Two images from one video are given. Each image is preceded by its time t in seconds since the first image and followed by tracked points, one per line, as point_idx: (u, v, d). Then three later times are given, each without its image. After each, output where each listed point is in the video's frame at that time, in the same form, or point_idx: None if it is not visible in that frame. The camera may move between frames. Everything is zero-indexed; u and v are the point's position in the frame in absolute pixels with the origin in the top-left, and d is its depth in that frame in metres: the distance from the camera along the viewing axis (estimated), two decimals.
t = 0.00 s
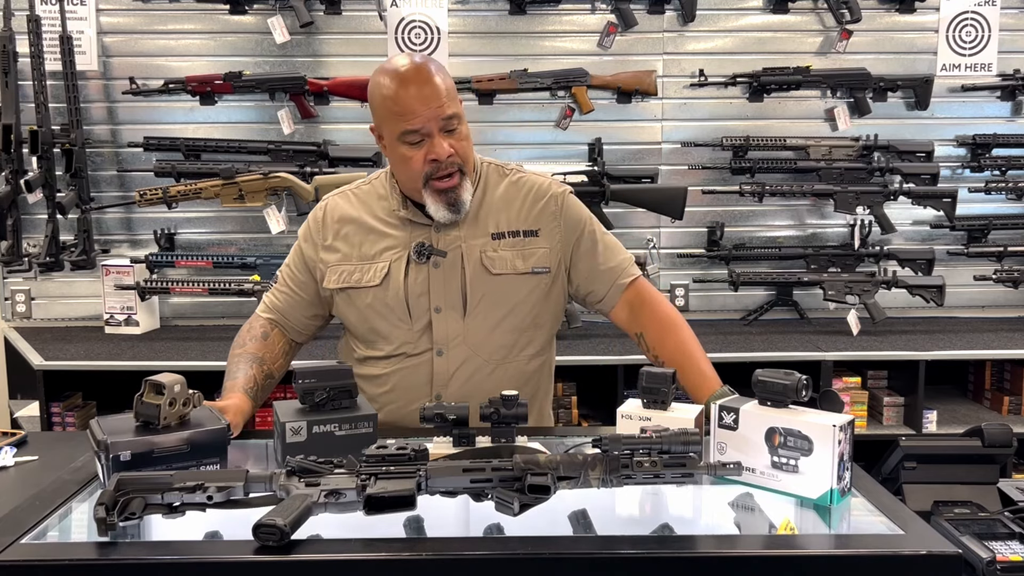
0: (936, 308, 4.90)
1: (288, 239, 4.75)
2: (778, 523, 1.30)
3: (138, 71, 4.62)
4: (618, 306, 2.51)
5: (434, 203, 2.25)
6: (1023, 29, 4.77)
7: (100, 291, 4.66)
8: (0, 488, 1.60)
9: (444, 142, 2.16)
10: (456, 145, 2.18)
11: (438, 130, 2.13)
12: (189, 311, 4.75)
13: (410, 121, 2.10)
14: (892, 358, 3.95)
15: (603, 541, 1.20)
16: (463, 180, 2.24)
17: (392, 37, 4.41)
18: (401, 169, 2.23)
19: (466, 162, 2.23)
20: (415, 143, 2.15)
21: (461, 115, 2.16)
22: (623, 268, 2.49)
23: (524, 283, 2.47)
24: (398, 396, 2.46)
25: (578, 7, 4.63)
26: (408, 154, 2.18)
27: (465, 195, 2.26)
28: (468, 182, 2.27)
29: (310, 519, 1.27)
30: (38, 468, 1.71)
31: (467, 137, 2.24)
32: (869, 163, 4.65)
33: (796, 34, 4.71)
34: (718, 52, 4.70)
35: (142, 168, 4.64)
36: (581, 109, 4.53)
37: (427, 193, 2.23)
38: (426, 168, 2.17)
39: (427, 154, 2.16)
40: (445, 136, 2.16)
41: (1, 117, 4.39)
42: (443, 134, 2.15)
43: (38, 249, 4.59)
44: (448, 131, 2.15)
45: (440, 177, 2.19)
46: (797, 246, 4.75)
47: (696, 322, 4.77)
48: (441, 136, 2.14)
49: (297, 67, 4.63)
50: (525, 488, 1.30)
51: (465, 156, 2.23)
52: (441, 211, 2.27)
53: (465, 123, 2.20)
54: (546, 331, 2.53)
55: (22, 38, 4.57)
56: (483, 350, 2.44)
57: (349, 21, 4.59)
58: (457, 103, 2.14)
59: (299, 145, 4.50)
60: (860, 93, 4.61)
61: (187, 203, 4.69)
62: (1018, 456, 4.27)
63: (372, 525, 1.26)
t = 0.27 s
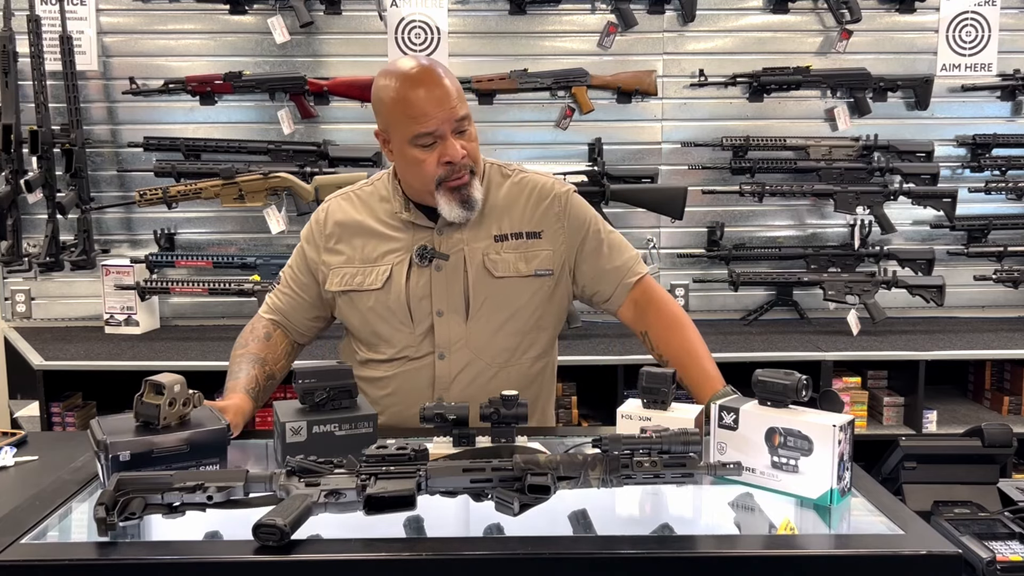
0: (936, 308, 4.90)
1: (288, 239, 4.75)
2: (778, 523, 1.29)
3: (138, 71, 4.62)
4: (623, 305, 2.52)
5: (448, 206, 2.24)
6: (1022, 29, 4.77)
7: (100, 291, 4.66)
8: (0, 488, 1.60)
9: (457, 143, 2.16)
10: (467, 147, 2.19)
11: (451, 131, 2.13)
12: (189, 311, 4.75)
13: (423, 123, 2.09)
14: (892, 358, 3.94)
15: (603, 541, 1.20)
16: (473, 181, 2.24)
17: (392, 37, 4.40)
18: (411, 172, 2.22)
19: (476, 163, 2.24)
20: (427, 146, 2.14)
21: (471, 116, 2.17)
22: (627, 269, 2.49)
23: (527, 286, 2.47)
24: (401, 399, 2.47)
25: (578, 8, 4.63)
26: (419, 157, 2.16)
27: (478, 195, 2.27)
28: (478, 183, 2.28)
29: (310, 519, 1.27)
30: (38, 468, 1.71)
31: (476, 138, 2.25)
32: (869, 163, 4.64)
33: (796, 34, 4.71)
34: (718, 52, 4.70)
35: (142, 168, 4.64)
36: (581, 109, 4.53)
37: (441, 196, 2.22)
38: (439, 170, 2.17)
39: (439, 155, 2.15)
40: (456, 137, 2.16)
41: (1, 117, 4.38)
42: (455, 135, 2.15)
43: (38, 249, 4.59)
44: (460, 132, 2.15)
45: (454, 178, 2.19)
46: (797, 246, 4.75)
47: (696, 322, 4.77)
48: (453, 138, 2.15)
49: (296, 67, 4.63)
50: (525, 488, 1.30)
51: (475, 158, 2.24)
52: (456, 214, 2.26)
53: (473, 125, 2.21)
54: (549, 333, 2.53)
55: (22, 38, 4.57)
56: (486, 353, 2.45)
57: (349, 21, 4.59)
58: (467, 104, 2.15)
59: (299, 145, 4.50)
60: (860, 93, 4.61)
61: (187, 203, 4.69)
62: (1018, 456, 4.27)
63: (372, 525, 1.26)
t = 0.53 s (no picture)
0: (936, 308, 4.90)
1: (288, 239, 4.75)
2: (778, 523, 1.29)
3: (138, 71, 4.62)
4: (625, 306, 2.53)
5: (448, 210, 2.24)
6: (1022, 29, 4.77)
7: (100, 291, 4.66)
8: (0, 488, 1.60)
9: (460, 147, 2.15)
10: (471, 151, 2.18)
11: (455, 136, 2.13)
12: (189, 311, 4.75)
13: (428, 125, 2.09)
14: (892, 358, 3.94)
15: (603, 541, 1.20)
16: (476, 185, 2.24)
17: (392, 37, 4.40)
18: (413, 173, 2.22)
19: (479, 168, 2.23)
20: (430, 148, 2.14)
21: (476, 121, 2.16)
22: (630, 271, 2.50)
23: (531, 288, 2.47)
24: (404, 401, 2.47)
25: (578, 8, 4.63)
26: (421, 158, 2.16)
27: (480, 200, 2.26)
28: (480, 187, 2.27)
29: (310, 519, 1.27)
30: (38, 468, 1.71)
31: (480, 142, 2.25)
32: (869, 163, 4.64)
33: (795, 34, 4.71)
34: (718, 52, 4.70)
35: (142, 168, 4.64)
36: (581, 109, 4.53)
37: (441, 200, 2.22)
38: (440, 173, 2.17)
39: (442, 159, 2.15)
40: (460, 141, 2.16)
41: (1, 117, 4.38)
42: (459, 139, 2.15)
43: (38, 249, 4.58)
44: (464, 136, 2.15)
45: (454, 182, 2.19)
46: (797, 246, 4.75)
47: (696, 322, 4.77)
48: (457, 142, 2.14)
49: (297, 67, 4.63)
50: (525, 488, 1.30)
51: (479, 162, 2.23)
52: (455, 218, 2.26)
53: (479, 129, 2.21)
54: (551, 335, 2.54)
55: (22, 38, 4.57)
56: (489, 356, 2.45)
57: (349, 21, 4.59)
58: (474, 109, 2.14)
59: (299, 145, 4.51)
60: (860, 93, 4.61)
61: (187, 203, 4.70)
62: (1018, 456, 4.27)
63: (372, 525, 1.26)
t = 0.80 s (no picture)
0: (936, 308, 4.91)
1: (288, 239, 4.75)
2: (778, 523, 1.29)
3: (138, 71, 4.62)
4: (626, 308, 2.54)
5: (438, 210, 2.24)
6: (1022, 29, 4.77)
7: (99, 291, 4.66)
8: (0, 487, 1.60)
9: (452, 150, 2.14)
10: (464, 155, 2.17)
11: (448, 139, 2.11)
12: (189, 311, 4.75)
13: (420, 126, 2.08)
14: (892, 358, 3.94)
15: (603, 541, 1.20)
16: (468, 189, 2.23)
17: (392, 37, 4.40)
18: (406, 170, 2.22)
19: (474, 171, 2.22)
20: (423, 148, 2.13)
21: (473, 125, 2.15)
22: (631, 274, 2.51)
23: (532, 291, 2.47)
24: (403, 401, 2.47)
25: (578, 8, 4.63)
26: (413, 157, 2.16)
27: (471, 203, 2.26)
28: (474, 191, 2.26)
29: (310, 519, 1.27)
30: (38, 468, 1.71)
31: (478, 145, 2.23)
32: (869, 163, 4.64)
33: (795, 34, 4.71)
34: (718, 52, 4.70)
35: (142, 168, 4.64)
36: (581, 109, 4.53)
37: (431, 199, 2.23)
38: (431, 173, 2.16)
39: (434, 160, 2.15)
40: (454, 144, 2.14)
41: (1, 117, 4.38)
42: (452, 142, 2.14)
43: (38, 249, 4.58)
44: (458, 140, 2.13)
45: (445, 184, 2.18)
46: (797, 246, 4.75)
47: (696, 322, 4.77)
48: (449, 144, 2.13)
49: (296, 67, 4.63)
50: (526, 488, 1.30)
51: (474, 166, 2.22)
52: (444, 218, 2.27)
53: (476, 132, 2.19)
54: (551, 338, 2.54)
55: (22, 38, 4.57)
56: (489, 357, 2.45)
57: (349, 21, 4.59)
58: (471, 113, 2.12)
59: (299, 145, 4.51)
60: (860, 93, 4.61)
61: (188, 203, 4.70)
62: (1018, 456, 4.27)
63: (372, 525, 1.26)
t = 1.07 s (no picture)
0: (936, 308, 4.91)
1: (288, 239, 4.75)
2: (778, 523, 1.29)
3: (138, 71, 4.62)
4: (626, 308, 2.55)
5: (429, 209, 2.25)
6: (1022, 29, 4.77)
7: (99, 291, 4.66)
8: (0, 488, 1.60)
9: (446, 151, 2.14)
10: (457, 157, 2.17)
11: (441, 140, 2.11)
12: (189, 311, 4.75)
13: (413, 126, 2.07)
14: (892, 358, 3.94)
15: (603, 541, 1.20)
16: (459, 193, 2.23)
17: (392, 37, 4.40)
18: (401, 166, 2.22)
19: (467, 174, 2.22)
20: (416, 147, 2.13)
21: (469, 129, 2.13)
22: (632, 274, 2.52)
23: (532, 291, 2.47)
24: (403, 401, 2.47)
25: (578, 8, 4.63)
26: (408, 155, 2.16)
27: (461, 206, 2.26)
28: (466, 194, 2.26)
29: (309, 519, 1.27)
30: (38, 468, 1.71)
31: (474, 148, 2.22)
32: (869, 163, 4.64)
33: (795, 34, 4.71)
34: (718, 52, 4.70)
35: (142, 168, 4.64)
36: (581, 109, 4.53)
37: (422, 197, 2.23)
38: (423, 174, 2.17)
39: (426, 160, 2.15)
40: (448, 146, 2.14)
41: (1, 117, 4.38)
42: (446, 144, 2.13)
43: (38, 249, 4.58)
44: (452, 142, 2.13)
45: (437, 185, 2.18)
46: (797, 246, 4.75)
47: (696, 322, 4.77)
48: (443, 146, 2.12)
49: (297, 67, 4.63)
50: (525, 488, 1.30)
51: (467, 168, 2.22)
52: (435, 217, 2.28)
53: (473, 135, 2.18)
54: (551, 339, 2.54)
55: (22, 38, 4.57)
56: (489, 358, 2.45)
57: (349, 21, 4.59)
58: (467, 116, 2.10)
59: (299, 145, 4.51)
60: (860, 93, 4.61)
61: (187, 203, 4.70)
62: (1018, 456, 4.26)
63: (372, 525, 1.26)
